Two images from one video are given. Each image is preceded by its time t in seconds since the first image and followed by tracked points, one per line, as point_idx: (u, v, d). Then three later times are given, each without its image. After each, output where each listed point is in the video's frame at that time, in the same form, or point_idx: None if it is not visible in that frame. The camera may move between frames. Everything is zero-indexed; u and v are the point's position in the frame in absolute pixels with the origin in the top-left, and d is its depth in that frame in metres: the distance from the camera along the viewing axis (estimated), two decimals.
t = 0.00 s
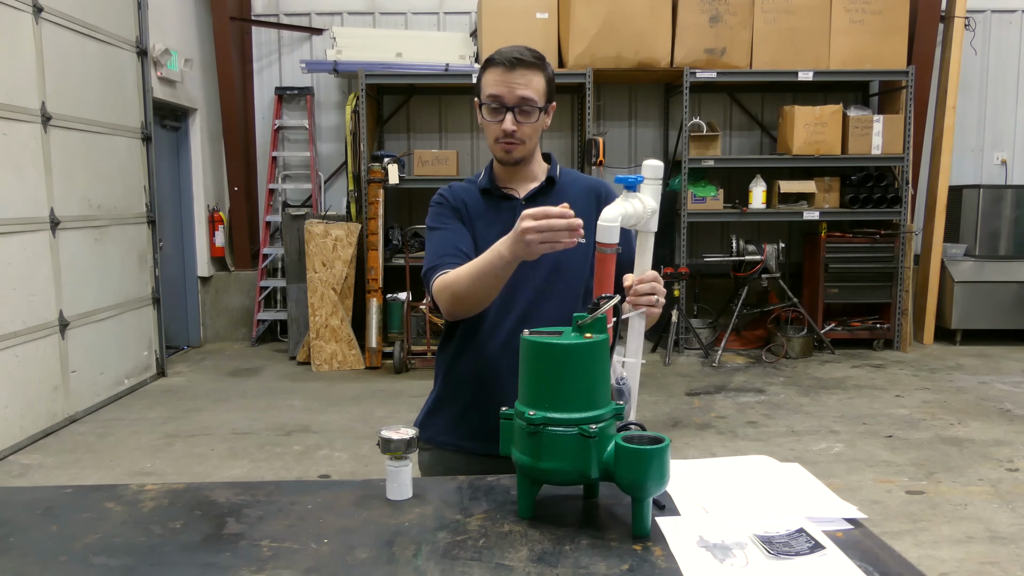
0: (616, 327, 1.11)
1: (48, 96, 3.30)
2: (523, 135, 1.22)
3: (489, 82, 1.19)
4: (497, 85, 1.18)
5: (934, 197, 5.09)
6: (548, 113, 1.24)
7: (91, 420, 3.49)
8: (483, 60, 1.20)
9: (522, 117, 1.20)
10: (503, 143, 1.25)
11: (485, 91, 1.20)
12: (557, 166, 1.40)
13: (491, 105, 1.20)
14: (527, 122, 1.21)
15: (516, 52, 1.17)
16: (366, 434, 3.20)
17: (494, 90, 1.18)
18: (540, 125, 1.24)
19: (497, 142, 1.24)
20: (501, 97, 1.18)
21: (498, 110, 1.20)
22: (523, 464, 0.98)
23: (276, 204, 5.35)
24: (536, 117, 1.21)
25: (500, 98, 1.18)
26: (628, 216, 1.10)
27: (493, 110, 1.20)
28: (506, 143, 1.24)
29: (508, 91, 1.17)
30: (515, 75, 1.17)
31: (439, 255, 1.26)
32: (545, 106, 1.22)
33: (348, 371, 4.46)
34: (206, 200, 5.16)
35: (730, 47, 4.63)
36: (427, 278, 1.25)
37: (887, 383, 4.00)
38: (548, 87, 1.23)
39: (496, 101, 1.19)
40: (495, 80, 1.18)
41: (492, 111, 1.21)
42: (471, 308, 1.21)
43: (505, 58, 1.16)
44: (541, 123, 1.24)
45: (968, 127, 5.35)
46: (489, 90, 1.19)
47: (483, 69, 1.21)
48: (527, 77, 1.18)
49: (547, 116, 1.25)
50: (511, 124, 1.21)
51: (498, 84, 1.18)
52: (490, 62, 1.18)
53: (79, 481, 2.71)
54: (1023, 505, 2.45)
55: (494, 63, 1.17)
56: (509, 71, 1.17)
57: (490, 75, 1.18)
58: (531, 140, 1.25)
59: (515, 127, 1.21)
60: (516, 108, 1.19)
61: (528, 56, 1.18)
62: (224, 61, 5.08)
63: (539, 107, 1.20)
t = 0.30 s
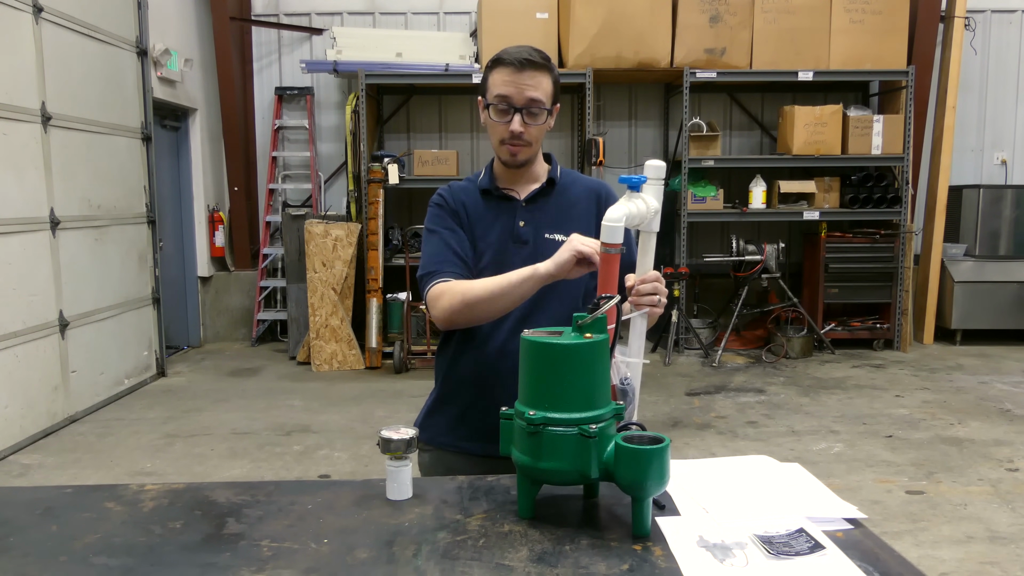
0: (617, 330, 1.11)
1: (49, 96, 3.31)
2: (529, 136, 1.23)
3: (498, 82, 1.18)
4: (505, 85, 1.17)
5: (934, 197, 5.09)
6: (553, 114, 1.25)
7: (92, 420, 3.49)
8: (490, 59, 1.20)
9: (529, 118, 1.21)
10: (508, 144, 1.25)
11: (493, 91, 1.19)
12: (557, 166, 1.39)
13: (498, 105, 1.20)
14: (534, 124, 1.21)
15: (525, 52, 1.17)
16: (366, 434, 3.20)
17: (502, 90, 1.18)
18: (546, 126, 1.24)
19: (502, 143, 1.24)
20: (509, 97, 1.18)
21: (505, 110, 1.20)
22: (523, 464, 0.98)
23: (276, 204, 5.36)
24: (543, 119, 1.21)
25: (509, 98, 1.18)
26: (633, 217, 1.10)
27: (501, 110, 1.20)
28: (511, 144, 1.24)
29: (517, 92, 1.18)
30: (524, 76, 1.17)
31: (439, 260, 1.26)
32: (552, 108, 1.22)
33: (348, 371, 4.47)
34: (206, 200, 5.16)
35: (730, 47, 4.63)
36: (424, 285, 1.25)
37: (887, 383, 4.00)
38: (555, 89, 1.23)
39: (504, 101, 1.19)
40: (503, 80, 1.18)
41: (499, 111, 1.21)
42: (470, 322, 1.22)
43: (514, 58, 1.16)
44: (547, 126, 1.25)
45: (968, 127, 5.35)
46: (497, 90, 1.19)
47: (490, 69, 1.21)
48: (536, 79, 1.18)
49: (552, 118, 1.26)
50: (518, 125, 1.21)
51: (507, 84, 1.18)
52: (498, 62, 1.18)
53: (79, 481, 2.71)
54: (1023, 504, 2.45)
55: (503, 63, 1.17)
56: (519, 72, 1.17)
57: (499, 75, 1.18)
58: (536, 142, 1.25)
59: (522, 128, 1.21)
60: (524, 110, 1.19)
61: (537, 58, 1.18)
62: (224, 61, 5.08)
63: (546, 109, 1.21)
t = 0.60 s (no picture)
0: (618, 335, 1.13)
1: (48, 96, 3.30)
2: (544, 111, 1.20)
3: (511, 61, 1.21)
4: (520, 60, 1.20)
5: (934, 197, 5.09)
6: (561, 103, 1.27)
7: (92, 420, 3.49)
8: (502, 47, 1.24)
9: (543, 94, 1.21)
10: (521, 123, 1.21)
11: (506, 69, 1.21)
12: (558, 163, 1.40)
13: (513, 81, 1.20)
14: (548, 98, 1.21)
15: (536, 39, 1.23)
16: (366, 434, 3.21)
17: (516, 66, 1.20)
18: (557, 109, 1.24)
19: (516, 120, 1.21)
20: (524, 72, 1.20)
21: (519, 84, 1.20)
22: (523, 465, 0.98)
23: (276, 204, 5.35)
24: (556, 95, 1.22)
25: (524, 73, 1.19)
26: (635, 216, 1.10)
27: (514, 86, 1.20)
28: (526, 122, 1.21)
29: (531, 67, 1.20)
30: (538, 56, 1.21)
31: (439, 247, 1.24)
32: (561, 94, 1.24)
33: (348, 371, 4.46)
34: (206, 200, 5.16)
35: (730, 47, 4.63)
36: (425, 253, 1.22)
37: (887, 383, 4.00)
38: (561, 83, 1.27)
39: (517, 75, 1.20)
40: (516, 57, 1.20)
41: (512, 87, 1.20)
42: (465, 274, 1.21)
43: (528, 39, 1.21)
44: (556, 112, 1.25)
45: (968, 127, 5.35)
46: (510, 67, 1.20)
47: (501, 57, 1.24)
48: (547, 58, 1.22)
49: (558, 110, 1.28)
50: (534, 97, 1.19)
51: (522, 61, 1.20)
52: (512, 45, 1.22)
53: (79, 481, 2.71)
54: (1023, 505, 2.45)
55: (517, 44, 1.21)
56: (533, 52, 1.21)
57: (513, 55, 1.21)
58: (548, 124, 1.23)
59: (538, 101, 1.19)
60: (538, 83, 1.20)
61: (548, 45, 1.24)
62: (224, 61, 5.08)
63: (558, 88, 1.22)
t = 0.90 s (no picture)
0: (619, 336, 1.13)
1: (48, 96, 3.31)
2: (524, 137, 1.23)
3: (492, 83, 1.19)
4: (498, 86, 1.18)
5: (934, 197, 5.09)
6: (552, 114, 1.24)
7: (92, 420, 3.49)
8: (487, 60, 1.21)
9: (524, 119, 1.21)
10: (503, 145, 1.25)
11: (488, 91, 1.20)
12: (559, 163, 1.40)
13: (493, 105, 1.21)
14: (528, 124, 1.22)
15: (519, 53, 1.17)
16: (366, 434, 3.21)
17: (496, 91, 1.18)
18: (542, 127, 1.24)
19: (498, 144, 1.25)
20: (502, 97, 1.19)
21: (499, 111, 1.20)
22: (523, 464, 0.98)
23: (276, 204, 5.35)
24: (537, 119, 1.21)
25: (502, 99, 1.18)
26: (633, 215, 1.10)
27: (495, 112, 1.21)
28: (507, 146, 1.25)
29: (509, 92, 1.17)
30: (517, 77, 1.17)
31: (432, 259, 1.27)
32: (549, 107, 1.22)
33: (348, 371, 4.46)
34: (206, 200, 5.16)
35: (730, 47, 4.62)
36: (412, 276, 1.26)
37: (887, 383, 4.00)
38: (553, 88, 1.22)
39: (497, 102, 1.19)
40: (496, 80, 1.18)
41: (493, 112, 1.21)
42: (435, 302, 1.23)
43: (507, 58, 1.17)
44: (544, 127, 1.24)
45: (968, 127, 5.35)
46: (491, 91, 1.19)
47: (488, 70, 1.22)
48: (529, 77, 1.17)
49: (551, 118, 1.25)
50: (512, 127, 1.21)
51: (500, 85, 1.18)
52: (493, 63, 1.19)
53: (79, 481, 2.71)
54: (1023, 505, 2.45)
55: (497, 63, 1.18)
56: (512, 72, 1.17)
57: (493, 75, 1.19)
58: (532, 144, 1.25)
59: (515, 129, 1.21)
60: (518, 111, 1.19)
61: (531, 57, 1.18)
62: (224, 60, 5.08)
63: (541, 110, 1.20)
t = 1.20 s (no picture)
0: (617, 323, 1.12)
1: (48, 96, 3.30)
2: (535, 128, 1.23)
3: (505, 73, 1.19)
4: (513, 75, 1.18)
5: (934, 197, 5.09)
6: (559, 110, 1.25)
7: (92, 420, 3.49)
8: (498, 52, 1.21)
9: (535, 110, 1.21)
10: (513, 136, 1.25)
11: (500, 81, 1.20)
12: (559, 160, 1.40)
13: (505, 95, 1.20)
14: (540, 114, 1.21)
15: (532, 44, 1.19)
16: (366, 434, 3.21)
17: (509, 80, 1.19)
18: (551, 120, 1.24)
19: (508, 135, 1.24)
20: (516, 87, 1.19)
21: (512, 100, 1.20)
22: (523, 465, 0.98)
23: (276, 204, 5.36)
24: (548, 110, 1.22)
25: (516, 88, 1.19)
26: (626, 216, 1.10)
27: (507, 100, 1.20)
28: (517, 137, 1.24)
29: (523, 81, 1.18)
30: (531, 67, 1.18)
31: (430, 258, 1.27)
32: (558, 101, 1.23)
33: (348, 371, 4.46)
34: (206, 200, 5.16)
35: (730, 47, 4.62)
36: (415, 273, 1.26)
37: (887, 384, 4.00)
38: (560, 83, 1.24)
39: (510, 90, 1.19)
40: (509, 69, 1.19)
41: (505, 101, 1.21)
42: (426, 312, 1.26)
43: (522, 49, 1.18)
44: (552, 119, 1.25)
45: (968, 127, 5.35)
46: (504, 80, 1.19)
47: (497, 62, 1.22)
48: (542, 68, 1.19)
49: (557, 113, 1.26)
50: (525, 116, 1.21)
51: (514, 74, 1.18)
52: (506, 54, 1.19)
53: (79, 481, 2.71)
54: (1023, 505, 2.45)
55: (511, 54, 1.19)
56: (526, 62, 1.18)
57: (505, 65, 1.19)
58: (541, 136, 1.25)
59: (528, 118, 1.21)
60: (531, 101, 1.19)
61: (543, 50, 1.20)
62: (224, 60, 5.08)
63: (552, 101, 1.21)
